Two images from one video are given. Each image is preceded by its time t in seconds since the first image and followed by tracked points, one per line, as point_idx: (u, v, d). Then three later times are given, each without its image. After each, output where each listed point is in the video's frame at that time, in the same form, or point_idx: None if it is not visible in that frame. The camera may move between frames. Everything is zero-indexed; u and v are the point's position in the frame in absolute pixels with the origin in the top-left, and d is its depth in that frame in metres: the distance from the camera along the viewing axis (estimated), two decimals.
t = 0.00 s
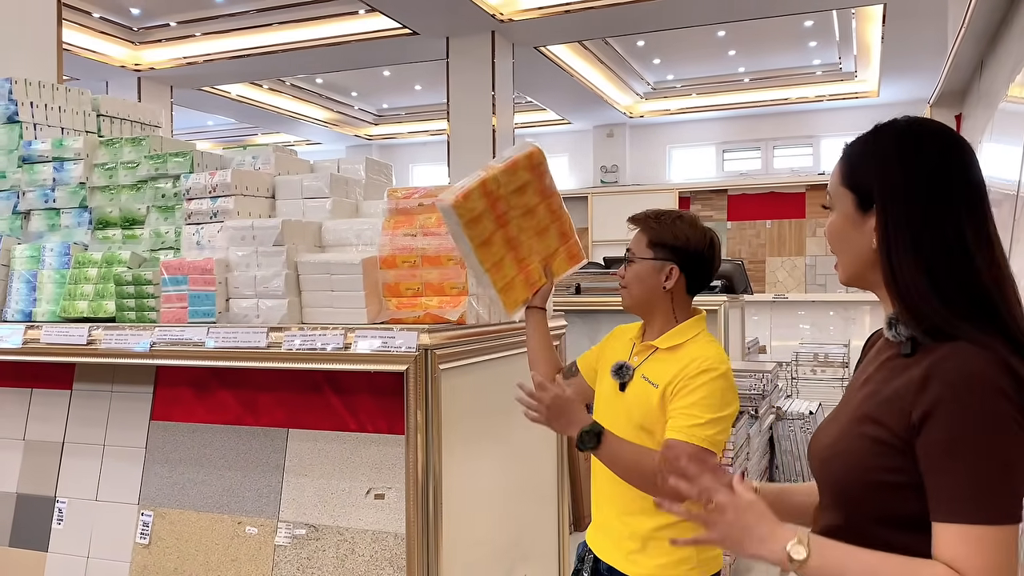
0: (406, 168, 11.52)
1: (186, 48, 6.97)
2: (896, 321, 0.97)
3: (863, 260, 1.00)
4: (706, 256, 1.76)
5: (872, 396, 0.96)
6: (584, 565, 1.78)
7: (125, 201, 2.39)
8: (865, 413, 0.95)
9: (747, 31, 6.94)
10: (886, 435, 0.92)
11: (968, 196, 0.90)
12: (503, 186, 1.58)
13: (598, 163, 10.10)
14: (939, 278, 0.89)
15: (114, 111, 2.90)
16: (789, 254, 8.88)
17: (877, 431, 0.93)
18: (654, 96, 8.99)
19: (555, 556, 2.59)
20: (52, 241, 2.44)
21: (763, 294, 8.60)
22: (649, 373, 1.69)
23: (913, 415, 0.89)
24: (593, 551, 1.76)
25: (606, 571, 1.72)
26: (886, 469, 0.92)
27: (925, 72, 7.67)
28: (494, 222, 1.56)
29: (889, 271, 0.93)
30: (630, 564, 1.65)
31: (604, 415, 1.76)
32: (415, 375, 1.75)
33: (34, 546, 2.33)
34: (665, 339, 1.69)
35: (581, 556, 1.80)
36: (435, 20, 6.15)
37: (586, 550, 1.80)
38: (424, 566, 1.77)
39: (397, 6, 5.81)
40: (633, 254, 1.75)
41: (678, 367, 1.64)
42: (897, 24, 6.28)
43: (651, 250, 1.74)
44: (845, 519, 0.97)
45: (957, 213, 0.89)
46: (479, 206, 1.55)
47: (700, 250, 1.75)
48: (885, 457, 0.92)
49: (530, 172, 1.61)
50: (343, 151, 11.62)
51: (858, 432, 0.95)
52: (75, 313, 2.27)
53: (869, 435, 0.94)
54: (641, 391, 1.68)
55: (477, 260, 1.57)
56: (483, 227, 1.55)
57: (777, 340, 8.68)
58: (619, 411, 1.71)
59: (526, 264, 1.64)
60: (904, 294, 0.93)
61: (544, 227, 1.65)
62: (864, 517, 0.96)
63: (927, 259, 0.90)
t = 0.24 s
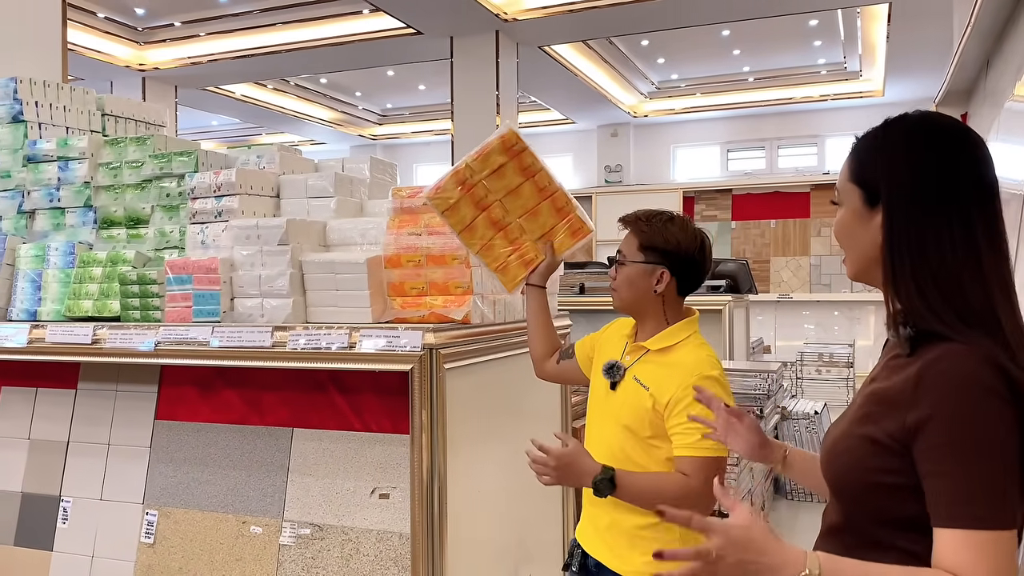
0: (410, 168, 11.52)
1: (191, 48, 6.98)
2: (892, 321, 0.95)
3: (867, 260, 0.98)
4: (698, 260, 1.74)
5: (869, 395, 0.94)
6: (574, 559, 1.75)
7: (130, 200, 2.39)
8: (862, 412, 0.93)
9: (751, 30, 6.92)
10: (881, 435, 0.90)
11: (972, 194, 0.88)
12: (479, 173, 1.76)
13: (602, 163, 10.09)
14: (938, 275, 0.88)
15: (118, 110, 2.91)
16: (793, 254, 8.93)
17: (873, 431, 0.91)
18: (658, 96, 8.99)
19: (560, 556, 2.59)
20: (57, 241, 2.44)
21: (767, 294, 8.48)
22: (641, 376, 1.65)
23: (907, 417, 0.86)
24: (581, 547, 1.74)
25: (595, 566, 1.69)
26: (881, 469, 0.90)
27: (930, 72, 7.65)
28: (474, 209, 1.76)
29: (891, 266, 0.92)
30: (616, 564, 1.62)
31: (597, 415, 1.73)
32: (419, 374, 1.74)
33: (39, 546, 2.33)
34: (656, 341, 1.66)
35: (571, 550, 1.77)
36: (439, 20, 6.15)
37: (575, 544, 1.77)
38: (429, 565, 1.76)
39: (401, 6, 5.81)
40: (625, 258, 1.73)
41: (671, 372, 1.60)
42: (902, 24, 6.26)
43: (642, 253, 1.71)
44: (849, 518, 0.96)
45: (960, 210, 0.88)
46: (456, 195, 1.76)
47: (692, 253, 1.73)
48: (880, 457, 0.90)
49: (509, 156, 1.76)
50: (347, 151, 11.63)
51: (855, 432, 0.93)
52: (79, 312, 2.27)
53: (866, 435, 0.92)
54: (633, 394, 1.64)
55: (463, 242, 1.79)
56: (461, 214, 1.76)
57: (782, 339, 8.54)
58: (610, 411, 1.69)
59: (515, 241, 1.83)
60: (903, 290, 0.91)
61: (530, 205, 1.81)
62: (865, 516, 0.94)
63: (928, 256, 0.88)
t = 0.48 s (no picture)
0: (415, 168, 11.53)
1: (197, 49, 6.99)
2: (896, 327, 0.93)
3: (872, 262, 0.95)
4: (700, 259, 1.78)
5: (872, 402, 0.92)
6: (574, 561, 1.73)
7: (136, 200, 2.39)
8: (864, 420, 0.91)
9: (757, 30, 6.91)
10: (881, 443, 0.88)
11: (973, 194, 0.85)
12: (472, 178, 1.77)
13: (607, 163, 10.07)
14: (936, 280, 0.85)
15: (125, 111, 2.91)
16: (800, 253, 8.93)
17: (873, 438, 0.89)
18: (664, 96, 8.98)
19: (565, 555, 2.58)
20: (64, 241, 2.45)
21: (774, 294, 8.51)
22: (640, 373, 1.62)
23: (906, 427, 0.84)
24: (582, 548, 1.72)
25: (597, 567, 1.67)
26: (883, 478, 0.88)
27: (937, 71, 7.62)
28: (465, 213, 1.79)
29: (891, 270, 0.89)
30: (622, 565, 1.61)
31: (596, 414, 1.71)
32: (425, 374, 1.74)
33: (46, 545, 2.33)
34: (655, 337, 1.63)
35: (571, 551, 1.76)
36: (445, 20, 6.14)
37: (575, 545, 1.76)
38: (435, 566, 1.76)
39: (407, 6, 5.81)
40: (659, 257, 1.65)
41: (671, 367, 1.58)
42: (909, 23, 6.23)
43: (676, 255, 1.66)
44: (853, 523, 0.95)
45: (960, 211, 0.84)
46: (449, 200, 1.79)
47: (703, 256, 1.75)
48: (882, 465, 0.88)
49: (503, 162, 1.76)
50: (353, 151, 11.64)
51: (856, 439, 0.92)
52: (86, 312, 2.27)
53: (866, 442, 0.90)
54: (632, 392, 1.61)
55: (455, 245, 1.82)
56: (452, 217, 1.80)
57: (788, 340, 8.55)
58: (610, 410, 1.66)
59: (506, 246, 1.82)
60: (902, 295, 0.88)
61: (522, 210, 1.79)
62: (866, 523, 0.92)
63: (928, 260, 0.85)
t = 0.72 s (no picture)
0: (420, 168, 11.54)
1: (203, 50, 7.01)
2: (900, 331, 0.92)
3: (876, 263, 0.94)
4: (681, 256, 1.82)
5: (875, 408, 0.91)
6: (582, 566, 1.70)
7: (143, 201, 2.40)
8: (868, 425, 0.91)
9: (764, 30, 6.89)
10: (886, 450, 0.87)
11: (975, 196, 0.84)
12: (463, 178, 1.78)
13: (612, 163, 10.06)
14: (938, 285, 0.84)
15: (132, 112, 2.92)
16: (806, 253, 8.91)
17: (878, 445, 0.88)
18: (670, 96, 8.96)
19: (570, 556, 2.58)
20: (71, 241, 2.46)
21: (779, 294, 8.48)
22: (643, 369, 1.61)
23: (910, 434, 0.84)
24: (590, 551, 1.70)
25: (607, 569, 1.65)
26: (888, 485, 0.87)
27: (945, 70, 7.58)
28: (455, 212, 1.80)
29: (893, 275, 0.88)
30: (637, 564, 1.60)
31: (598, 413, 1.68)
32: (431, 374, 1.74)
33: (53, 545, 2.34)
34: (655, 333, 1.63)
35: (578, 556, 1.73)
36: (450, 20, 6.14)
37: (582, 549, 1.73)
38: (440, 566, 1.76)
39: (412, 7, 5.82)
40: (671, 253, 1.65)
41: (676, 360, 1.57)
42: (916, 22, 6.20)
43: (681, 251, 1.68)
44: (856, 530, 0.94)
45: (961, 215, 0.84)
46: (439, 199, 1.80)
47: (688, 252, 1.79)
48: (887, 472, 0.87)
49: (494, 163, 1.78)
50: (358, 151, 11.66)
51: (859, 445, 0.91)
52: (93, 313, 2.28)
53: (870, 448, 0.90)
54: (637, 388, 1.60)
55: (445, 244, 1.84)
56: (443, 216, 1.81)
57: (794, 340, 8.53)
58: (614, 408, 1.64)
59: (495, 247, 1.83)
60: (904, 300, 0.88)
61: (512, 211, 1.81)
62: (869, 529, 0.92)
63: (930, 264, 0.84)
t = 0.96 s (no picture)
0: (426, 168, 11.55)
1: (209, 51, 7.03)
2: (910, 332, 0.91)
3: (885, 259, 0.96)
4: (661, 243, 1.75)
5: (885, 411, 0.90)
6: (584, 564, 1.70)
7: (150, 202, 2.41)
8: (878, 429, 0.90)
9: (770, 30, 6.88)
10: (897, 453, 0.86)
11: (994, 196, 0.83)
12: (453, 190, 1.84)
13: (618, 163, 10.05)
14: (955, 284, 0.83)
15: (139, 113, 2.93)
16: (812, 254, 8.89)
17: (888, 449, 0.88)
18: (676, 96, 8.95)
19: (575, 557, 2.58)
20: (78, 242, 2.47)
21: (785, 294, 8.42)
22: (649, 370, 1.60)
23: (922, 436, 0.83)
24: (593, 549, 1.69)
25: (608, 567, 1.65)
26: (898, 488, 0.87)
27: (952, 70, 7.55)
28: (448, 223, 1.86)
29: (907, 274, 0.87)
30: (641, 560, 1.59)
31: (603, 415, 1.67)
32: (436, 374, 1.74)
33: (61, 544, 2.35)
34: (657, 334, 1.62)
35: (579, 554, 1.73)
36: (456, 21, 6.15)
37: (584, 548, 1.73)
38: (447, 567, 1.76)
39: (418, 7, 5.82)
40: (643, 271, 1.61)
41: (683, 361, 1.57)
42: (923, 21, 6.18)
43: (654, 259, 1.63)
44: (864, 534, 0.93)
45: (978, 214, 0.83)
46: (432, 211, 1.87)
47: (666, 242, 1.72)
48: (897, 476, 0.87)
49: (481, 173, 1.83)
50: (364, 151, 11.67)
51: (868, 450, 0.90)
52: (100, 313, 2.29)
53: (880, 453, 0.89)
54: (643, 389, 1.60)
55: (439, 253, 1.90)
56: (434, 227, 1.87)
57: (800, 340, 8.51)
58: (620, 411, 1.63)
59: (488, 254, 1.88)
60: (916, 301, 0.87)
61: (503, 218, 1.84)
62: (877, 533, 0.91)
63: (946, 264, 0.84)
